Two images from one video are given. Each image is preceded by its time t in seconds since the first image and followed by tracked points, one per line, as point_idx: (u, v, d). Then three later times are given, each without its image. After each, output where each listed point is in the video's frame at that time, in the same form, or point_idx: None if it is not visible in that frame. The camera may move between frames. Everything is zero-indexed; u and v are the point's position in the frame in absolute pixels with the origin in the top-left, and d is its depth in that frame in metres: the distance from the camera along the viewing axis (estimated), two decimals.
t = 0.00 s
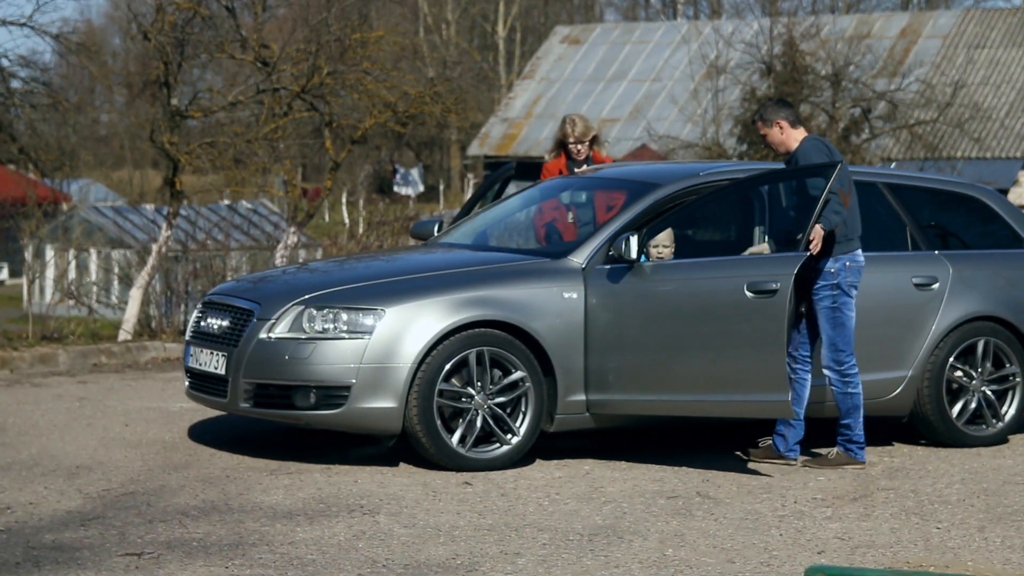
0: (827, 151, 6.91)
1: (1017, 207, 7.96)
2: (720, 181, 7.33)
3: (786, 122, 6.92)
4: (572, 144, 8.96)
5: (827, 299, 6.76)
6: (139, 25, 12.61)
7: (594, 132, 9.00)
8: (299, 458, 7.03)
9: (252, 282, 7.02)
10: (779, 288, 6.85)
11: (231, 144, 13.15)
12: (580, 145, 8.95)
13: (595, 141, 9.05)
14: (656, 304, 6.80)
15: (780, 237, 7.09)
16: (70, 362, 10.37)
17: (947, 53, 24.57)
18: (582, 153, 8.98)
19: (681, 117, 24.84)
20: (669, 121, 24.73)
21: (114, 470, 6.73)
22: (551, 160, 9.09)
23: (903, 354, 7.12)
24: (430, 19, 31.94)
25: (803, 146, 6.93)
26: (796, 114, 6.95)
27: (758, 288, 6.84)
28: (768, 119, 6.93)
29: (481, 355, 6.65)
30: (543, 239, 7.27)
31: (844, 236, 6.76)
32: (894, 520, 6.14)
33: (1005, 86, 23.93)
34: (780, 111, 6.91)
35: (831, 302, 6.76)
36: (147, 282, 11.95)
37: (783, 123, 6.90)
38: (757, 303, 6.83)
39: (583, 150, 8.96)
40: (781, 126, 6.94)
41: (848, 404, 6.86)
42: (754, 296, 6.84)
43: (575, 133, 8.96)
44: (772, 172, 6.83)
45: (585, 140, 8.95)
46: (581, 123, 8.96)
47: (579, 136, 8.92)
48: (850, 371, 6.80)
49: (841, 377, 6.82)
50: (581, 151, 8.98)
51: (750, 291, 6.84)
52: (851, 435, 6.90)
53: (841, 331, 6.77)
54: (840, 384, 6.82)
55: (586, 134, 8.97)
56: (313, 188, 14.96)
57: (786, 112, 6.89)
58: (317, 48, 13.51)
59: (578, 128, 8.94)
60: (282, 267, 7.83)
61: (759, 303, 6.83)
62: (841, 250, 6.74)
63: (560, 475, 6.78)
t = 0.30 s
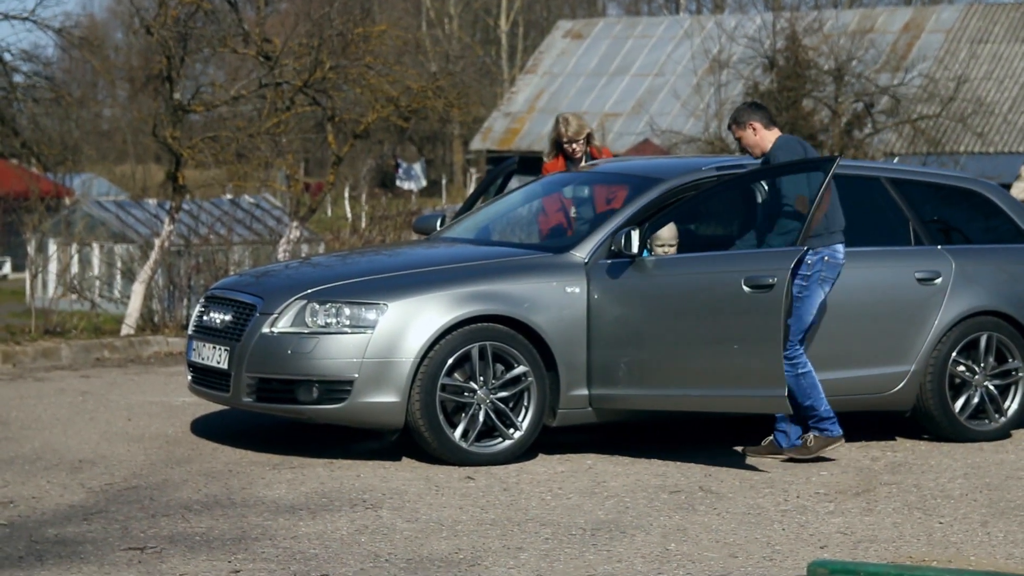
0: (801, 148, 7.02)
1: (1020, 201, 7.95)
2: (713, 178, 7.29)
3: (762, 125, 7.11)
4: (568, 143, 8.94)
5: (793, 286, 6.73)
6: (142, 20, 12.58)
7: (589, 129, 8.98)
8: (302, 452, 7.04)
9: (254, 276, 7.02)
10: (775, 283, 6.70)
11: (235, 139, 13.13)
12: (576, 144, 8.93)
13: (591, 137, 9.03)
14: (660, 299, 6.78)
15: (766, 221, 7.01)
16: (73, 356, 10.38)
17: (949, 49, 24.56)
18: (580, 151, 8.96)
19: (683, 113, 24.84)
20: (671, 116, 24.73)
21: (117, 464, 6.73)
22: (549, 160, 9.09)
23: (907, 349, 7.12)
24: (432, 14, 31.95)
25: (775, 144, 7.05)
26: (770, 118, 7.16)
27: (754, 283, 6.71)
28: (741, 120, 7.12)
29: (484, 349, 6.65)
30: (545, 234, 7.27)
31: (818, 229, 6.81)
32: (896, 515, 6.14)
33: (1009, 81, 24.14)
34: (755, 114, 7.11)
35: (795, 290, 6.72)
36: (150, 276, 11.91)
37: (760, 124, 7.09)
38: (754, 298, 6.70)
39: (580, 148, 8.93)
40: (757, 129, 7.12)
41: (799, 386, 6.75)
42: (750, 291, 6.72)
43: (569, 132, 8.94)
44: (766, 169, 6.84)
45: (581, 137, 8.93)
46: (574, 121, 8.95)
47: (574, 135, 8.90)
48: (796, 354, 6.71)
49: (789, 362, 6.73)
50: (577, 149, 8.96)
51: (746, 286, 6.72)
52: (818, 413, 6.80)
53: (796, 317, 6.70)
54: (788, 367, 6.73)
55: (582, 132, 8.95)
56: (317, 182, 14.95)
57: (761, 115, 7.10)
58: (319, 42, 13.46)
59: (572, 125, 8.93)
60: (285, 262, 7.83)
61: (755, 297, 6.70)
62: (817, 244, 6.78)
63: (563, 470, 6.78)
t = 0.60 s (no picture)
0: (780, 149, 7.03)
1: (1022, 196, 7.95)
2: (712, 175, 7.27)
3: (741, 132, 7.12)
4: (557, 146, 8.82)
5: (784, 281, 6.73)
6: (146, 15, 12.56)
7: (577, 129, 8.86)
8: (304, 447, 7.04)
9: (257, 272, 7.02)
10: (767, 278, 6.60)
11: (238, 134, 13.13)
12: (565, 146, 8.81)
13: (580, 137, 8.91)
14: (661, 294, 6.76)
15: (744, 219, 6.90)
16: (75, 352, 10.37)
17: (952, 44, 24.55)
18: (569, 153, 8.84)
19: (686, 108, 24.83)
20: (674, 111, 24.72)
21: (120, 460, 6.73)
22: (538, 164, 8.97)
23: (909, 344, 7.12)
24: (434, 10, 31.94)
25: (750, 148, 7.03)
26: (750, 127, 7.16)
27: (747, 279, 6.63)
28: (721, 128, 7.14)
29: (486, 345, 6.65)
30: (548, 229, 7.27)
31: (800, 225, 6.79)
32: (899, 510, 6.14)
33: (1011, 76, 24.40)
34: (734, 121, 7.11)
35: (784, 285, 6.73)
36: (153, 272, 11.89)
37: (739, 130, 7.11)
38: (745, 294, 6.62)
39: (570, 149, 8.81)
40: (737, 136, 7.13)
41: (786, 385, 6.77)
42: (742, 287, 6.64)
43: (557, 134, 8.81)
44: (755, 169, 6.79)
45: (569, 139, 8.81)
46: (561, 123, 8.83)
47: (561, 137, 8.78)
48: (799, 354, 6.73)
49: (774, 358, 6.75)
50: (566, 151, 8.83)
51: (739, 282, 6.65)
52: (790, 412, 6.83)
53: (786, 315, 6.70)
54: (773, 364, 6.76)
55: (570, 133, 8.83)
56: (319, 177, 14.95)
57: (740, 122, 7.11)
58: (323, 38, 13.42)
59: (561, 128, 8.81)
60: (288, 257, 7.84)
61: (745, 295, 6.62)
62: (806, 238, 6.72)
63: (565, 465, 6.78)
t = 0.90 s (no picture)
0: (762, 144, 7.04)
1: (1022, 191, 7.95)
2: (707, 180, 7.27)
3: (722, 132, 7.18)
4: (547, 144, 8.81)
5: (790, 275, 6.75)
6: (145, 12, 12.55)
7: (566, 127, 8.83)
8: (303, 444, 7.03)
9: (257, 268, 7.02)
10: (774, 274, 6.62)
11: (236, 130, 13.11)
12: (554, 144, 8.80)
13: (569, 133, 8.89)
14: (661, 290, 6.75)
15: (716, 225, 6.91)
16: (75, 349, 10.37)
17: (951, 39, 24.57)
18: (558, 151, 8.82)
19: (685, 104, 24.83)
20: (673, 107, 24.72)
21: (119, 457, 6.73)
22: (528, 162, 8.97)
23: (908, 340, 7.12)
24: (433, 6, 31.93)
25: (729, 143, 7.03)
26: (731, 126, 7.22)
27: (753, 274, 6.65)
28: (702, 127, 7.21)
29: (486, 341, 6.65)
30: (547, 224, 7.26)
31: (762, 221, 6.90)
32: (899, 506, 6.14)
33: (1010, 72, 24.48)
34: (715, 120, 7.18)
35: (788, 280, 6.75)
36: (152, 269, 11.89)
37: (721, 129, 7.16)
38: (751, 289, 6.64)
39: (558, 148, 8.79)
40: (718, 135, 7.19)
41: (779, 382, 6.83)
42: (748, 282, 6.66)
43: (546, 133, 8.80)
44: (730, 172, 6.82)
45: (558, 137, 8.79)
46: (550, 120, 8.80)
47: (549, 136, 8.76)
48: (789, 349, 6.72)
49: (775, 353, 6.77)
50: (556, 149, 8.82)
51: (745, 278, 6.66)
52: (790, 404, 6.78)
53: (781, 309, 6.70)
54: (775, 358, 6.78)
55: (559, 130, 8.80)
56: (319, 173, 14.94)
57: (721, 120, 7.17)
58: (321, 34, 13.46)
59: (550, 126, 8.78)
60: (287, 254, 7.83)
61: (753, 289, 6.64)
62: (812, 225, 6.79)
63: (565, 461, 6.77)
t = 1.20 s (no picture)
0: (745, 148, 7.06)
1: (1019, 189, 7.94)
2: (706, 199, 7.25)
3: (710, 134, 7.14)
4: (537, 144, 8.81)
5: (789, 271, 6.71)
6: (141, 12, 12.55)
7: (556, 127, 8.81)
8: (301, 445, 7.03)
9: (254, 268, 7.02)
10: (765, 272, 6.61)
11: (233, 130, 13.09)
12: (545, 144, 8.80)
13: (561, 134, 8.89)
14: (658, 289, 6.75)
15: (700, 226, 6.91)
16: (72, 349, 10.37)
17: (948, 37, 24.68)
18: (549, 151, 8.82)
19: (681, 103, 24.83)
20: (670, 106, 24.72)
21: (117, 458, 6.73)
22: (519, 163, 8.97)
23: (906, 339, 7.12)
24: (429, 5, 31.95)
25: (712, 147, 7.05)
26: (719, 130, 7.17)
27: (745, 273, 6.65)
28: (689, 130, 7.17)
29: (483, 340, 6.65)
30: (544, 223, 7.26)
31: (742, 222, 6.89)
32: (896, 504, 6.14)
33: (1007, 69, 25.24)
34: (702, 123, 7.14)
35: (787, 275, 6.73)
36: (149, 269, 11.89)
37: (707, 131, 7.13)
38: (744, 288, 6.64)
39: (549, 148, 8.79)
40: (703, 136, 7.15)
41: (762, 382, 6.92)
42: (741, 281, 6.66)
43: (537, 133, 8.80)
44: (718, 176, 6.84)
45: (548, 137, 8.79)
46: (541, 121, 8.80)
47: (539, 137, 8.76)
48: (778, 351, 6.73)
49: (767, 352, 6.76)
50: (546, 149, 8.81)
51: (738, 277, 6.66)
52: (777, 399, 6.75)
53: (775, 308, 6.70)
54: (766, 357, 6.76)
55: (550, 131, 8.80)
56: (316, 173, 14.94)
57: (708, 123, 7.13)
58: (318, 33, 13.41)
59: (540, 126, 8.78)
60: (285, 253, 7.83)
61: (745, 289, 6.64)
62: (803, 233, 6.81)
63: (563, 461, 6.78)
